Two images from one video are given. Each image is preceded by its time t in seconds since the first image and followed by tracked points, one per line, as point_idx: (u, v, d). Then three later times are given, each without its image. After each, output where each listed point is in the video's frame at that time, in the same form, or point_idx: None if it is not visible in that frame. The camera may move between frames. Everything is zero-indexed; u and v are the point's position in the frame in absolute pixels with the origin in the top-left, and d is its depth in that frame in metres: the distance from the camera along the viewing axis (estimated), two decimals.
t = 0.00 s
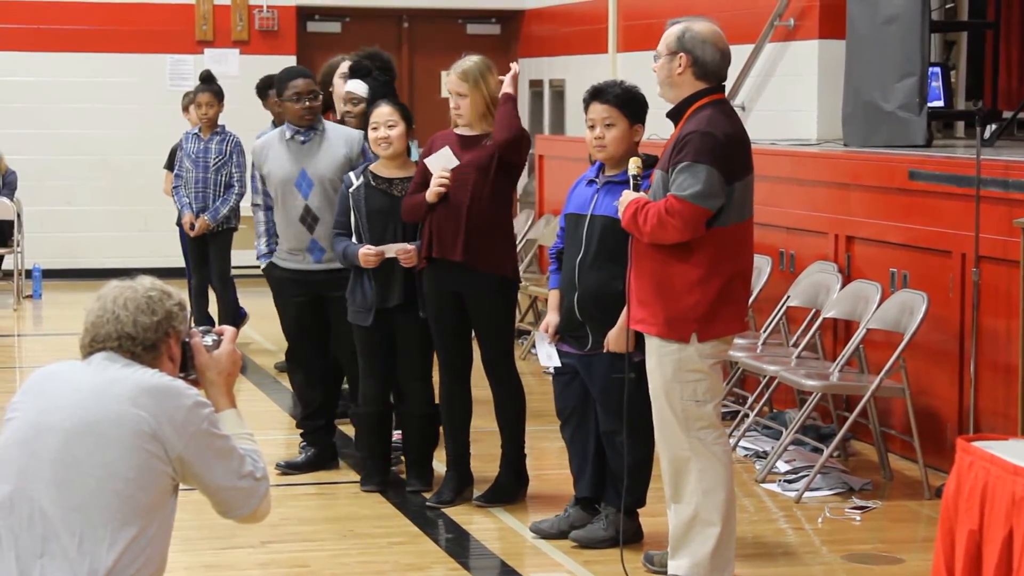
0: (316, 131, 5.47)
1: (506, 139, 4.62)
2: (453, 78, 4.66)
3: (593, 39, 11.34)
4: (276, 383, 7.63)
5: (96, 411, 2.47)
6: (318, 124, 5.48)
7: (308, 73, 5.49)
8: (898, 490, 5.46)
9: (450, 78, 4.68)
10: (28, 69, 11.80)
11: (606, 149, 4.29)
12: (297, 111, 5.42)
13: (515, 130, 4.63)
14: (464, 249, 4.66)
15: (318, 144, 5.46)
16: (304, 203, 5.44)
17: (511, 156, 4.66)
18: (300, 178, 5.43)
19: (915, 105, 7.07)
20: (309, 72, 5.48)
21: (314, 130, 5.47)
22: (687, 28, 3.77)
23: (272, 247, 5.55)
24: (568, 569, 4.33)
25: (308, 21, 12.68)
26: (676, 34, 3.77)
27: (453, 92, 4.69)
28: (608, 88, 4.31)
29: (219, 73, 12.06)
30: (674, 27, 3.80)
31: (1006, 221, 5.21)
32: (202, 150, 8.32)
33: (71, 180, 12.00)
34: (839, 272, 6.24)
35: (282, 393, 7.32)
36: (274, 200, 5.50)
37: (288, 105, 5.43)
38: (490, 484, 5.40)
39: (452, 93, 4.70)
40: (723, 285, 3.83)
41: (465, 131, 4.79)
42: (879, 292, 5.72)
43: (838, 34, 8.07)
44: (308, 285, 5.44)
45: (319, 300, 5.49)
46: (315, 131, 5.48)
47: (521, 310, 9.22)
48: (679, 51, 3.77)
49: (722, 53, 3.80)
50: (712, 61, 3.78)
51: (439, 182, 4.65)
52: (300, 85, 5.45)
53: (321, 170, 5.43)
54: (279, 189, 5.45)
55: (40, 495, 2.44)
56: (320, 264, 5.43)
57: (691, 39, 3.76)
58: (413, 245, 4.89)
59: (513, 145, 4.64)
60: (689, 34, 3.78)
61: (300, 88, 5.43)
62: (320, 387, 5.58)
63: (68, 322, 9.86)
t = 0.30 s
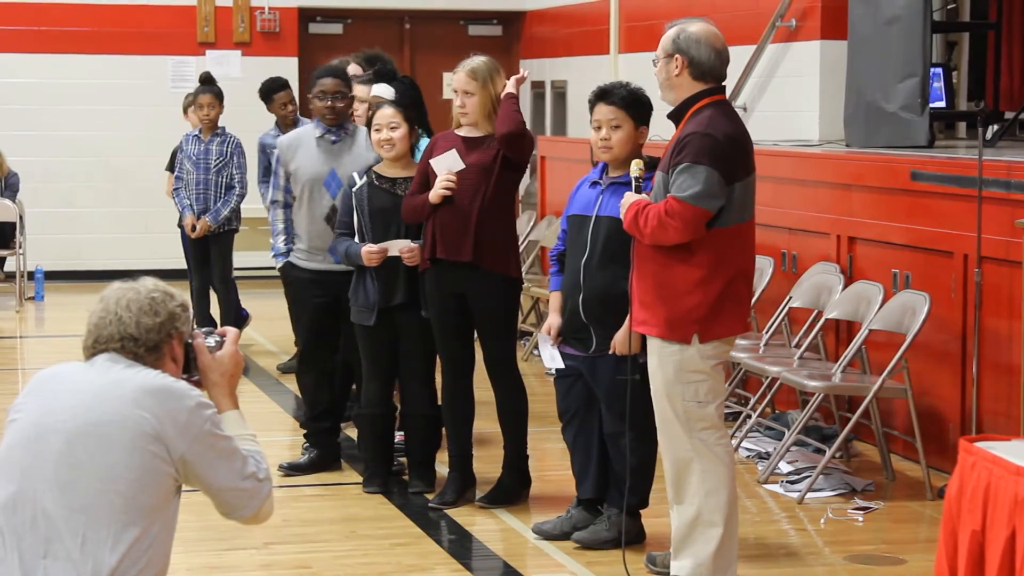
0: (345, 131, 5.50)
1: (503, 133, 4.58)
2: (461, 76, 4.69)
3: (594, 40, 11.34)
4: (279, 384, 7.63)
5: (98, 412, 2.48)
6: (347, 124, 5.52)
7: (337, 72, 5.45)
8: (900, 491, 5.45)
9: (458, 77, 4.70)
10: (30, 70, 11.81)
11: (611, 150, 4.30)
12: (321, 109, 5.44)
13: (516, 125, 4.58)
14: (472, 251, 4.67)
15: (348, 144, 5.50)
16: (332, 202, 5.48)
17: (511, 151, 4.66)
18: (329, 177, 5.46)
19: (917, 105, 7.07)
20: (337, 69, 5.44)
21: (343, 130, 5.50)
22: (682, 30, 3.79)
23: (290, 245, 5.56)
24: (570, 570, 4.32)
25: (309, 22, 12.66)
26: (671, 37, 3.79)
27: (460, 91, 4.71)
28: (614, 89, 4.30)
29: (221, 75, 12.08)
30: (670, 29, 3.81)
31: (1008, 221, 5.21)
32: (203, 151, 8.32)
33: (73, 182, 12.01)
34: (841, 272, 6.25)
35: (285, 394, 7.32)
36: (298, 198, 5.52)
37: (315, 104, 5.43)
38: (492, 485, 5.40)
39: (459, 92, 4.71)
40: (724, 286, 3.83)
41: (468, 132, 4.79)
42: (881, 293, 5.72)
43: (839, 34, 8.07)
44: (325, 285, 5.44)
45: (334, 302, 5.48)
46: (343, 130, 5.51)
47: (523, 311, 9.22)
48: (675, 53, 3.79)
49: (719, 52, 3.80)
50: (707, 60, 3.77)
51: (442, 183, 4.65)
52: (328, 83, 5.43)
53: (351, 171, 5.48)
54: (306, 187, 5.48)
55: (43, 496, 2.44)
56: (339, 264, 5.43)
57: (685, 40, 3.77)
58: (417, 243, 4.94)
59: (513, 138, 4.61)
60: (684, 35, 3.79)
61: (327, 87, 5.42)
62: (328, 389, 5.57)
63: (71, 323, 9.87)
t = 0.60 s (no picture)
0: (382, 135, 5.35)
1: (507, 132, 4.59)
2: (464, 73, 4.69)
3: (596, 39, 11.34)
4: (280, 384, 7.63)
5: (101, 411, 2.48)
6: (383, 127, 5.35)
7: (375, 74, 5.19)
8: (902, 491, 5.45)
9: (460, 74, 4.70)
10: (30, 70, 11.81)
11: (616, 150, 4.30)
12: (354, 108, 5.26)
13: (519, 125, 4.60)
14: (477, 250, 4.67)
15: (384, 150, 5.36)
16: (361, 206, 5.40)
17: (513, 150, 4.66)
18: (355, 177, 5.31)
19: (919, 105, 7.07)
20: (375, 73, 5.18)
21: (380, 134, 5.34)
22: (682, 29, 3.79)
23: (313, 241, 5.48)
24: (572, 570, 4.33)
25: (311, 22, 12.65)
26: (671, 36, 3.79)
27: (462, 89, 4.71)
28: (620, 89, 4.31)
29: (223, 74, 12.09)
30: (670, 29, 3.82)
31: (1009, 221, 5.21)
32: (203, 151, 8.31)
33: (74, 182, 12.02)
34: (843, 272, 6.25)
35: (286, 394, 7.32)
36: (325, 193, 5.41)
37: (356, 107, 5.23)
38: (493, 485, 5.40)
39: (461, 90, 4.71)
40: (725, 285, 3.83)
41: (470, 131, 4.79)
42: (883, 292, 5.72)
43: (841, 34, 8.07)
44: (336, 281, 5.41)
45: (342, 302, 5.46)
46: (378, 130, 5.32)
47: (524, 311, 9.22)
48: (675, 53, 3.79)
49: (719, 52, 3.79)
50: (707, 60, 3.77)
51: (446, 183, 4.66)
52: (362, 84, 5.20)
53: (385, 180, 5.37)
54: (332, 183, 5.37)
55: (46, 496, 2.45)
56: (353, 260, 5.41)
57: (685, 39, 3.77)
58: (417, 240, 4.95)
59: (517, 137, 4.62)
60: (684, 35, 3.79)
61: (370, 91, 5.20)
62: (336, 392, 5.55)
63: (73, 323, 9.87)
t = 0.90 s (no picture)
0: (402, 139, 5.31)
1: (512, 135, 4.61)
2: (467, 73, 4.67)
3: (597, 42, 11.35)
4: (282, 387, 7.63)
5: (104, 414, 2.48)
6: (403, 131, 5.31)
7: (392, 77, 5.18)
8: (904, 494, 5.45)
9: (463, 75, 4.69)
10: (32, 73, 11.81)
11: (618, 153, 4.29)
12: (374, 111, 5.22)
13: (523, 128, 4.61)
14: (484, 252, 4.67)
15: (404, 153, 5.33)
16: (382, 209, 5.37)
17: (516, 154, 4.67)
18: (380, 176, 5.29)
19: (921, 108, 7.08)
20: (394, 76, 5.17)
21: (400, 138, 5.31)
22: (682, 33, 3.79)
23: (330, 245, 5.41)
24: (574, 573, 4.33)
25: (313, 24, 12.64)
26: (672, 40, 3.80)
27: (465, 90, 4.69)
28: (620, 92, 4.30)
29: (225, 77, 12.10)
30: (671, 33, 3.82)
31: (1011, 224, 5.21)
32: (203, 154, 8.32)
33: (77, 185, 12.03)
34: (845, 275, 6.25)
35: (288, 397, 7.33)
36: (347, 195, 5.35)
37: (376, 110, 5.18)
38: (496, 488, 5.40)
39: (464, 91, 4.69)
40: (727, 288, 3.83)
41: (472, 133, 4.78)
42: (885, 295, 5.72)
43: (842, 37, 8.08)
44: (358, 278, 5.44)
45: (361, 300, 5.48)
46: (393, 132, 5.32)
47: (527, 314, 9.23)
48: (675, 57, 3.79)
49: (719, 55, 3.79)
50: (708, 63, 3.77)
51: (452, 187, 4.63)
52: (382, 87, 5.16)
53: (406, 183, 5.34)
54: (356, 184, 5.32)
55: (48, 500, 2.45)
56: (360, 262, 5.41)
57: (686, 42, 3.77)
58: (419, 244, 4.94)
59: (521, 141, 4.63)
60: (684, 38, 3.79)
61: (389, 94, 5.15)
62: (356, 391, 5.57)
63: (76, 326, 9.88)
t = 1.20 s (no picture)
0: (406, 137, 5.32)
1: (516, 140, 4.63)
2: (471, 76, 4.66)
3: (598, 44, 11.36)
4: (283, 387, 7.63)
5: (105, 414, 2.48)
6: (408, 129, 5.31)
7: (397, 77, 5.19)
8: (905, 495, 5.45)
9: (466, 76, 4.67)
10: (34, 73, 11.82)
11: (617, 155, 4.30)
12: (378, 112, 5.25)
13: (527, 131, 4.63)
14: (486, 254, 4.68)
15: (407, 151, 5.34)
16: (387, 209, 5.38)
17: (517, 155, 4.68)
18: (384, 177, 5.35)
19: (922, 109, 7.08)
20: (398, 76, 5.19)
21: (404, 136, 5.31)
22: (679, 36, 3.79)
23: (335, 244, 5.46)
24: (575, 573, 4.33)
25: (314, 25, 12.64)
26: (670, 43, 3.80)
27: (468, 92, 4.69)
28: (620, 93, 4.30)
29: (226, 78, 12.11)
30: (669, 35, 3.83)
31: (1013, 226, 5.21)
32: (202, 154, 8.33)
33: (78, 185, 12.03)
34: (845, 276, 6.26)
35: (289, 397, 7.33)
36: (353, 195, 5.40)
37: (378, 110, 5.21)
38: (497, 488, 5.40)
39: (467, 92, 4.69)
40: (726, 286, 3.83)
41: (473, 133, 4.79)
42: (886, 296, 5.72)
43: (844, 38, 8.08)
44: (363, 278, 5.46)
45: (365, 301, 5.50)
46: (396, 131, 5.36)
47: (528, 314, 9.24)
48: (673, 59, 3.80)
49: (717, 57, 3.79)
50: (704, 65, 3.77)
51: (455, 187, 4.66)
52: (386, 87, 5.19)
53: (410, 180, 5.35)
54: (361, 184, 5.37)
55: (49, 500, 2.45)
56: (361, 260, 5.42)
57: (683, 44, 3.78)
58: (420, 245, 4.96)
59: (525, 145, 4.65)
60: (683, 40, 3.79)
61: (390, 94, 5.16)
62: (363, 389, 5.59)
63: (77, 326, 9.89)
